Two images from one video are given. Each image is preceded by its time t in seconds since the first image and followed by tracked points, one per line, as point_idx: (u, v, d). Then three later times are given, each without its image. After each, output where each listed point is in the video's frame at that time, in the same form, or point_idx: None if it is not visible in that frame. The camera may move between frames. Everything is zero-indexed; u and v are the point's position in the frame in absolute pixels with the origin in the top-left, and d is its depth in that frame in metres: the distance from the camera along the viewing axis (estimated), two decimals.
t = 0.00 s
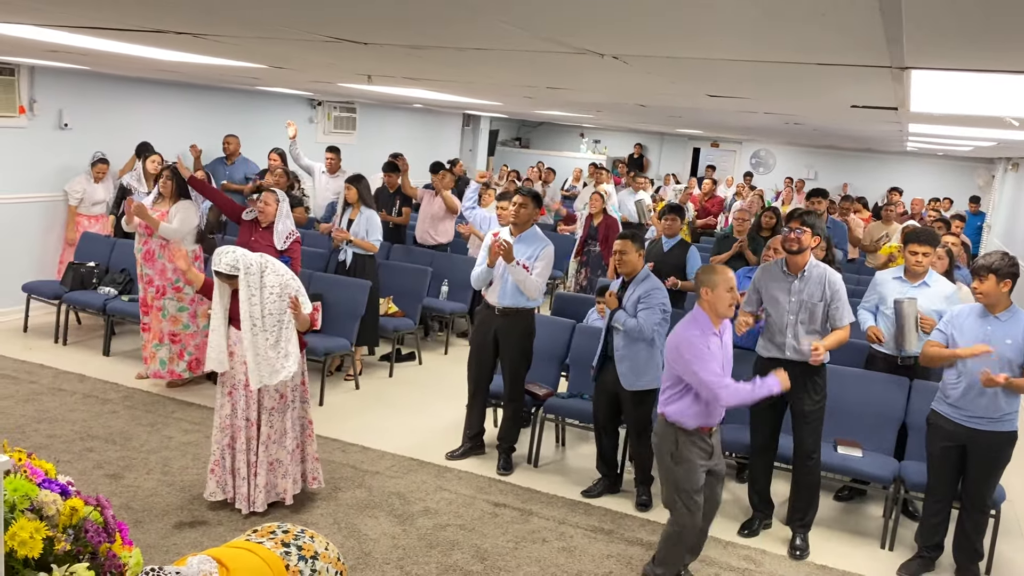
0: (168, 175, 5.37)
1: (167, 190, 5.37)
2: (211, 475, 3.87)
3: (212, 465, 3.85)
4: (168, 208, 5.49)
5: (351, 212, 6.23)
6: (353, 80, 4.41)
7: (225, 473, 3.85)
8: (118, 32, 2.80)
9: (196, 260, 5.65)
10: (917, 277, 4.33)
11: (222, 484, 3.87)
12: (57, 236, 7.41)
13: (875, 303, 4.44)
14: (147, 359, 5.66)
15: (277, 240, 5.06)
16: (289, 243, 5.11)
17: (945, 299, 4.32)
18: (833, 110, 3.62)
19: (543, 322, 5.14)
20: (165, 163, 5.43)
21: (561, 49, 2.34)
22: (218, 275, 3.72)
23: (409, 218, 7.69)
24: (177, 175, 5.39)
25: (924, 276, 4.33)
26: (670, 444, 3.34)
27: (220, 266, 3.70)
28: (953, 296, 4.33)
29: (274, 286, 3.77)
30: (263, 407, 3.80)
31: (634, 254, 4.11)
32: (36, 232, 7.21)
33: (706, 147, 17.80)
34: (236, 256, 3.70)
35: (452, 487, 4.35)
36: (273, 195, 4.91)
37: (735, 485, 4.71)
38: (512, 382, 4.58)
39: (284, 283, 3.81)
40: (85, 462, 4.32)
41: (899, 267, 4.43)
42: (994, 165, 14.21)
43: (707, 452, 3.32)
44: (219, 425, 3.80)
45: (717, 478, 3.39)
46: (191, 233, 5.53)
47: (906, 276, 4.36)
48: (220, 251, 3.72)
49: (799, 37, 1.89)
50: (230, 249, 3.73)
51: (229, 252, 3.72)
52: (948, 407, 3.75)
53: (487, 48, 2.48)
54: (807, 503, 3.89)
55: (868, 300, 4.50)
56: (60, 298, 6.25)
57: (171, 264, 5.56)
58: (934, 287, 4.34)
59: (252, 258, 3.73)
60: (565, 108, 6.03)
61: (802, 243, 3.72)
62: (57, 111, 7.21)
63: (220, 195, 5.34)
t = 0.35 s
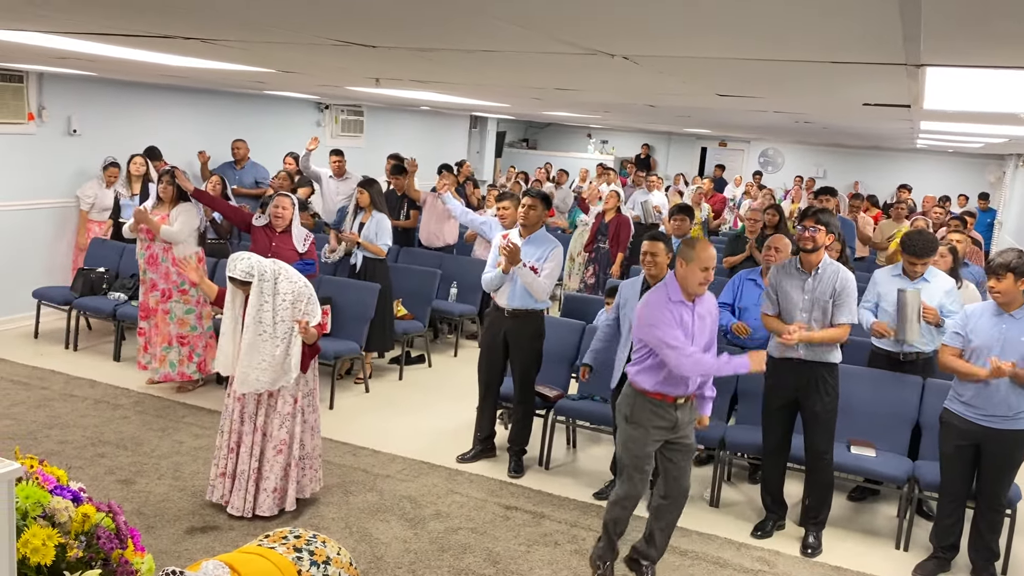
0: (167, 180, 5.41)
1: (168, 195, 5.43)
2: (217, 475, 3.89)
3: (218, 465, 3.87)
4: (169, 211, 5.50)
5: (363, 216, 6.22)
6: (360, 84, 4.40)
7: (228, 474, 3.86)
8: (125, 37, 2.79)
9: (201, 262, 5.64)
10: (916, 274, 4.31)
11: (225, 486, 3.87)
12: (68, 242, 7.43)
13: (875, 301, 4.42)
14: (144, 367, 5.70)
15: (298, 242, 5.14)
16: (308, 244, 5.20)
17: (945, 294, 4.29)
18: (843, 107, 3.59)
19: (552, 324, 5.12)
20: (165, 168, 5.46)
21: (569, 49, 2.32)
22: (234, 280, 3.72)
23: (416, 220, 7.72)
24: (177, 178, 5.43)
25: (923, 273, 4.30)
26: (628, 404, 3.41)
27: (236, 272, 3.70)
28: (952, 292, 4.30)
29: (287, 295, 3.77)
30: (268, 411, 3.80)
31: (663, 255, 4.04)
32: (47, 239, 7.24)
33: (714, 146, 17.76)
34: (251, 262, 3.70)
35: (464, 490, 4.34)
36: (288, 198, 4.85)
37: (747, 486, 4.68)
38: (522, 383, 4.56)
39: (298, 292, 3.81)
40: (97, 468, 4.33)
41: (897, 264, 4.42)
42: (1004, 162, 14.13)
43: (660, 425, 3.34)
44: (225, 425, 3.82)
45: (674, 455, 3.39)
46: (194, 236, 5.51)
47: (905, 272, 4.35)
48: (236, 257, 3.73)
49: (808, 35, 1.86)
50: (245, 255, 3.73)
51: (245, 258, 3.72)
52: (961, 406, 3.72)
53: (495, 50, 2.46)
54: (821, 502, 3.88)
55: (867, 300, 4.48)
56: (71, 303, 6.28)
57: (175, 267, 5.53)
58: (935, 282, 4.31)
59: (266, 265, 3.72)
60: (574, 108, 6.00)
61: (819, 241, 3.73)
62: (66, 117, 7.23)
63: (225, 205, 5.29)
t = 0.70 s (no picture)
0: (166, 185, 5.32)
1: (166, 201, 5.34)
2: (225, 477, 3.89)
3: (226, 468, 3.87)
4: (169, 218, 5.46)
5: (365, 220, 6.18)
6: (362, 87, 4.35)
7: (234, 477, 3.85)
8: (121, 42, 2.74)
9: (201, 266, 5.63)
10: (922, 277, 4.25)
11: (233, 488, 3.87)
12: (69, 249, 7.40)
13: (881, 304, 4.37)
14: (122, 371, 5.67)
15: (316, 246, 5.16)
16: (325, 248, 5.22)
17: (951, 297, 4.23)
18: (852, 107, 3.53)
19: (557, 328, 5.08)
20: (160, 171, 5.35)
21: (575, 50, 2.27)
22: (232, 284, 3.69)
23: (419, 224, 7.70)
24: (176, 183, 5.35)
25: (929, 275, 4.24)
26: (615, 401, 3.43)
27: (235, 276, 3.66)
28: (959, 295, 4.24)
29: (287, 301, 3.73)
30: (270, 417, 3.74)
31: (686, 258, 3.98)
32: (47, 246, 7.20)
33: (717, 146, 17.70)
34: (251, 267, 3.66)
35: (469, 497, 4.29)
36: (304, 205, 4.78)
37: (756, 491, 4.62)
38: (526, 388, 4.51)
39: (298, 297, 3.77)
40: (99, 477, 4.28)
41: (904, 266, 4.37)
42: (1009, 160, 14.04)
43: (631, 425, 3.35)
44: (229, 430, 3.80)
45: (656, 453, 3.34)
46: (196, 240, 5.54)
47: (912, 274, 4.30)
48: (236, 260, 3.68)
49: (821, 34, 1.81)
50: (245, 259, 3.69)
51: (244, 262, 3.68)
52: (974, 409, 3.67)
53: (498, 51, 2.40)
54: (832, 508, 3.82)
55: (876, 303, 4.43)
56: (73, 311, 6.24)
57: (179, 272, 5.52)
58: (941, 285, 4.24)
59: (266, 270, 3.68)
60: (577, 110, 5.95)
61: (835, 244, 3.67)
62: (67, 123, 7.19)
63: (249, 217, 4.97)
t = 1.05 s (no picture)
0: (159, 194, 5.26)
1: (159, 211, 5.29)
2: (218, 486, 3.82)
3: (218, 477, 3.80)
4: (163, 227, 5.38)
5: (354, 225, 6.10)
6: (353, 92, 4.29)
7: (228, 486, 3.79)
8: (101, 49, 2.67)
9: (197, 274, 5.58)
10: (925, 279, 4.20)
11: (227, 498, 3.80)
12: (60, 257, 7.33)
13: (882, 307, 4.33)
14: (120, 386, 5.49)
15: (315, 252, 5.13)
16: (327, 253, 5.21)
17: (954, 300, 4.17)
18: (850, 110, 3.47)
19: (552, 334, 5.02)
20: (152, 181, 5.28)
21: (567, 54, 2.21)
22: (221, 288, 3.63)
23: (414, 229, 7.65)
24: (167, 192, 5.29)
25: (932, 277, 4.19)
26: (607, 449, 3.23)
27: (225, 280, 3.60)
28: (961, 297, 4.19)
29: (276, 303, 3.67)
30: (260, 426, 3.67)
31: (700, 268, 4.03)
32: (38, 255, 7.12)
33: (713, 148, 17.65)
34: (240, 269, 3.62)
35: (465, 508, 4.22)
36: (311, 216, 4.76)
37: (757, 499, 4.56)
38: (521, 396, 4.45)
39: (285, 301, 3.70)
40: (89, 491, 4.21)
41: (905, 270, 4.32)
42: (1007, 160, 13.99)
43: (596, 485, 3.14)
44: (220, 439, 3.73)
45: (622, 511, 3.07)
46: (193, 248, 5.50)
47: (913, 278, 4.25)
48: (225, 265, 3.63)
49: (820, 36, 1.74)
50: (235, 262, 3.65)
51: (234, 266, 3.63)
52: (976, 415, 3.61)
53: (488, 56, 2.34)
54: (836, 516, 3.76)
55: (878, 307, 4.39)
56: (64, 320, 6.16)
57: (174, 281, 5.46)
58: (944, 288, 4.19)
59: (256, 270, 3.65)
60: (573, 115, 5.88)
61: (847, 251, 3.61)
62: (57, 131, 7.13)
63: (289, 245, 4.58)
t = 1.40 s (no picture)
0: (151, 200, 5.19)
1: (150, 215, 5.20)
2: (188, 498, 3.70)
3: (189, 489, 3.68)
4: (153, 232, 5.30)
5: (329, 228, 6.03)
6: (330, 94, 4.21)
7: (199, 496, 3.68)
8: (64, 50, 2.59)
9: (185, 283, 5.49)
10: (918, 281, 4.17)
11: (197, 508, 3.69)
12: (38, 264, 7.23)
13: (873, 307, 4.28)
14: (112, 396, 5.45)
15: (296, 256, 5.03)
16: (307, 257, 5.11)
17: (948, 300, 4.15)
18: (834, 109, 3.42)
19: (534, 338, 4.96)
20: (146, 186, 5.22)
21: (544, 54, 2.14)
22: (195, 302, 3.56)
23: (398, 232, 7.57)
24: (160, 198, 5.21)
25: (926, 278, 4.16)
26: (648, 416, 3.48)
27: (196, 293, 3.53)
28: (955, 297, 4.16)
29: (251, 318, 3.55)
30: (237, 432, 3.61)
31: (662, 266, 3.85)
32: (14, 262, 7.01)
33: (698, 149, 17.66)
34: (212, 284, 3.51)
35: (449, 516, 4.16)
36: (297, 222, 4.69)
37: (744, 504, 4.51)
38: (502, 401, 4.39)
39: (262, 313, 3.57)
40: (63, 503, 4.12)
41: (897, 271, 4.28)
42: (989, 159, 14.04)
43: (629, 444, 3.46)
44: (195, 446, 3.63)
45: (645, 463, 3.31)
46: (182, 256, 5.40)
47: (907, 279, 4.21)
48: (198, 278, 3.56)
49: (803, 34, 1.69)
50: (208, 276, 3.55)
51: (208, 278, 3.55)
52: (961, 417, 3.57)
53: (463, 56, 2.27)
54: (826, 522, 3.72)
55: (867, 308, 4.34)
56: (40, 328, 6.05)
57: (160, 289, 5.37)
58: (937, 289, 4.17)
59: (229, 285, 3.52)
60: (556, 116, 5.82)
61: (842, 254, 3.55)
62: (33, 135, 7.01)
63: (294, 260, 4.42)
